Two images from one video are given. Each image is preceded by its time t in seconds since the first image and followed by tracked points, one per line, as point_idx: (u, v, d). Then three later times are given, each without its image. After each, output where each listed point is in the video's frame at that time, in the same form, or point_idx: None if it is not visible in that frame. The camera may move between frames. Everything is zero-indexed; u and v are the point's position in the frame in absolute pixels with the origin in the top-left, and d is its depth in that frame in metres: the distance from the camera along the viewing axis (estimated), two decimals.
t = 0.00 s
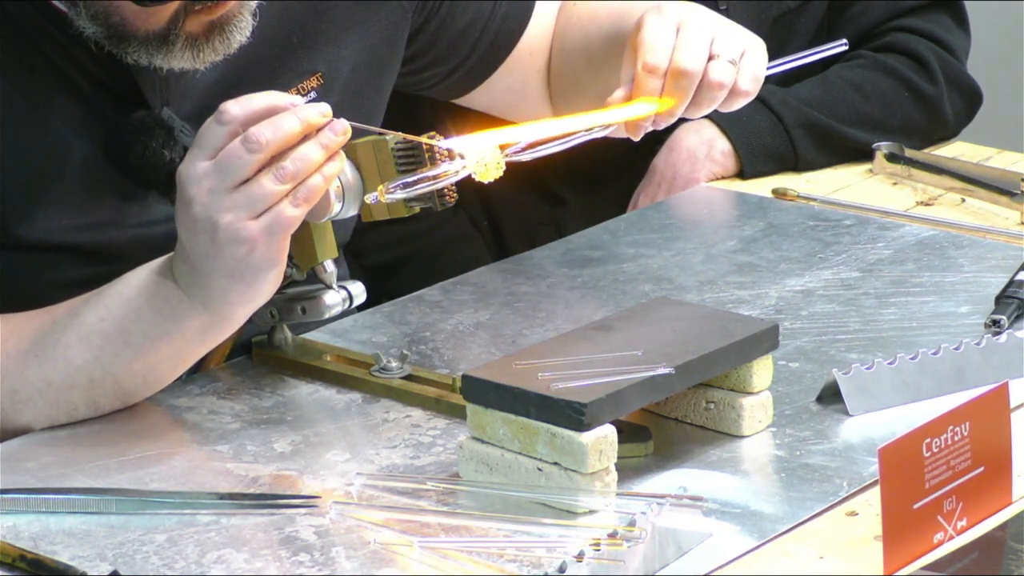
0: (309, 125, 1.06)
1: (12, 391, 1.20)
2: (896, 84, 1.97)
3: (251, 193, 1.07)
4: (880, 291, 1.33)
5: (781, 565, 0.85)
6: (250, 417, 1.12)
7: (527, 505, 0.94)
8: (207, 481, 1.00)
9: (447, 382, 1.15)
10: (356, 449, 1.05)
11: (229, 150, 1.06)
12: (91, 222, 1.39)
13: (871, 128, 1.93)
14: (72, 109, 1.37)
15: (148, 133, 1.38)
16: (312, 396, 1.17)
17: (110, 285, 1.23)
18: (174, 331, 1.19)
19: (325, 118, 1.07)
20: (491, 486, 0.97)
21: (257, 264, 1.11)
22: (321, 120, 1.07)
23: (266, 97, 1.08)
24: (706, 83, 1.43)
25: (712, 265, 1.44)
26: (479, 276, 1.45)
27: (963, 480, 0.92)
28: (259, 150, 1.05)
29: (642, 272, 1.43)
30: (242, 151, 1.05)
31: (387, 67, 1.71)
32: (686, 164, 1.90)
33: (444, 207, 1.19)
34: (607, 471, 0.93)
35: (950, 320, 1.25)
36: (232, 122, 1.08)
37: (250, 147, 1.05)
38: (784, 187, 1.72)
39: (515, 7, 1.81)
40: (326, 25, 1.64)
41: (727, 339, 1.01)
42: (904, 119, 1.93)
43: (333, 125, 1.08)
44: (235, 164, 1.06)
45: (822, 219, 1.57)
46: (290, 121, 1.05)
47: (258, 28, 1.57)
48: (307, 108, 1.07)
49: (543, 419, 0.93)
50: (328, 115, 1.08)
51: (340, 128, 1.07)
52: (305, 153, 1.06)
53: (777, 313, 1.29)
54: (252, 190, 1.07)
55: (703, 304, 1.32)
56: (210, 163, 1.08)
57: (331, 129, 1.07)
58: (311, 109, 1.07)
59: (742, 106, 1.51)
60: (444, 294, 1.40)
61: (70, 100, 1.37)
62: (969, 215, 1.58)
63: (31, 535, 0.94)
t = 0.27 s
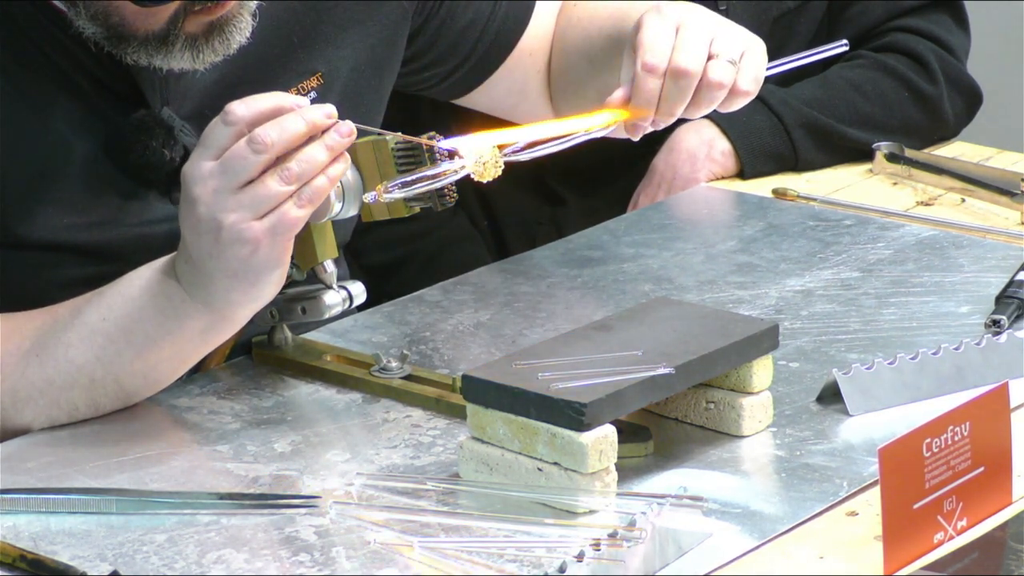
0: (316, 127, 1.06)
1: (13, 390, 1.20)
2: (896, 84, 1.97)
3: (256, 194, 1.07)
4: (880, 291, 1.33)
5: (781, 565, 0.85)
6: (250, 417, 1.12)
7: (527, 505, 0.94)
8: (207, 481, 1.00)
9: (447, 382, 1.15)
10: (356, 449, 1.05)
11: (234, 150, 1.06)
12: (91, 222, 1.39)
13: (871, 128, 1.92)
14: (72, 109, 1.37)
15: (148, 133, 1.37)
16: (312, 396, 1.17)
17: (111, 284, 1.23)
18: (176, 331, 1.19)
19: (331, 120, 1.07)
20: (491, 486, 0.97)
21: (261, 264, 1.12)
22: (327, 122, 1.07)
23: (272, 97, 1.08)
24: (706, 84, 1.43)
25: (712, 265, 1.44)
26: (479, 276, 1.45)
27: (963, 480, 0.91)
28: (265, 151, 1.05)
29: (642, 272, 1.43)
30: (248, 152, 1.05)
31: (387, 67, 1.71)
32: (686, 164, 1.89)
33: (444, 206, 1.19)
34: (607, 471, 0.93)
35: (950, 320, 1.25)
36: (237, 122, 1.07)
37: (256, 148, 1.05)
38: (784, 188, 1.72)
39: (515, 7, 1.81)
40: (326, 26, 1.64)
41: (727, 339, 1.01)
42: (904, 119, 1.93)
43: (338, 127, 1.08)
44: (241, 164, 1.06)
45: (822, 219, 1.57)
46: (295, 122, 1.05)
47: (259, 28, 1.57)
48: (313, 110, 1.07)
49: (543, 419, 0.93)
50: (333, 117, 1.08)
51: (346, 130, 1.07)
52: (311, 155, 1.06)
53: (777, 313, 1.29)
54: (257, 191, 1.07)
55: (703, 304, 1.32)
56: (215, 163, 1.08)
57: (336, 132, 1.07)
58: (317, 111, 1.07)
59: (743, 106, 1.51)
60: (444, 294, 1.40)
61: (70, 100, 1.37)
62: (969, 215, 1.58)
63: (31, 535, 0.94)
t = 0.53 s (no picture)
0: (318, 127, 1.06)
1: (14, 390, 1.20)
2: (896, 84, 1.97)
3: (258, 194, 1.07)
4: (880, 291, 1.33)
5: (781, 565, 0.85)
6: (250, 417, 1.12)
7: (527, 505, 0.94)
8: (207, 481, 1.00)
9: (447, 382, 1.15)
10: (356, 449, 1.05)
11: (236, 150, 1.06)
12: (91, 222, 1.40)
13: (871, 128, 1.92)
14: (72, 109, 1.37)
15: (148, 132, 1.36)
16: (312, 396, 1.17)
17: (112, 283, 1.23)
18: (176, 330, 1.19)
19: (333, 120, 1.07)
20: (491, 486, 0.97)
21: (262, 264, 1.12)
22: (329, 122, 1.07)
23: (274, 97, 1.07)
24: (705, 82, 1.43)
25: (712, 265, 1.44)
26: (479, 276, 1.45)
27: (963, 480, 0.92)
28: (267, 151, 1.05)
29: (641, 272, 1.43)
30: (250, 153, 1.05)
31: (387, 67, 1.71)
32: (686, 164, 1.89)
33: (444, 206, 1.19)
34: (607, 471, 0.93)
35: (950, 320, 1.25)
36: (240, 122, 1.06)
37: (258, 149, 1.04)
38: (784, 188, 1.72)
39: (515, 7, 1.81)
40: (326, 26, 1.64)
41: (727, 339, 1.01)
42: (904, 119, 1.93)
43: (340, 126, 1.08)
44: (243, 165, 1.06)
45: (822, 219, 1.57)
46: (297, 122, 1.05)
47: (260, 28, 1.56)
48: (314, 110, 1.07)
49: (543, 419, 0.93)
50: (335, 116, 1.08)
51: (348, 131, 1.07)
52: (313, 155, 1.06)
53: (777, 313, 1.29)
54: (259, 191, 1.07)
55: (703, 304, 1.32)
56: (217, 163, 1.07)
57: (338, 131, 1.07)
58: (318, 111, 1.07)
59: (742, 104, 1.51)
60: (444, 294, 1.40)
61: (71, 100, 1.37)
62: (969, 215, 1.58)
63: (31, 535, 0.94)
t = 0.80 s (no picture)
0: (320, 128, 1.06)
1: (15, 391, 1.20)
2: (896, 84, 1.97)
3: (260, 195, 1.07)
4: (880, 291, 1.33)
5: (781, 565, 0.85)
6: (250, 418, 1.12)
7: (527, 506, 0.94)
8: (207, 481, 1.00)
9: (447, 382, 1.15)
10: (356, 449, 1.05)
11: (238, 151, 1.05)
12: (92, 222, 1.40)
13: (871, 128, 1.92)
14: (73, 108, 1.36)
15: (150, 132, 1.36)
16: (311, 396, 1.17)
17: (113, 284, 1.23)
18: (176, 330, 1.19)
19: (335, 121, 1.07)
20: (491, 486, 0.97)
21: (264, 264, 1.12)
22: (331, 123, 1.07)
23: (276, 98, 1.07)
24: (705, 83, 1.43)
25: (712, 265, 1.44)
26: (479, 276, 1.45)
27: (963, 480, 0.92)
28: (270, 152, 1.05)
29: (641, 272, 1.43)
30: (252, 154, 1.05)
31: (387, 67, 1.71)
32: (686, 164, 1.90)
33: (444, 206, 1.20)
34: (607, 471, 0.93)
35: (950, 320, 1.25)
36: (242, 124, 1.06)
37: (261, 150, 1.04)
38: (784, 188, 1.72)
39: (516, 7, 1.81)
40: (326, 25, 1.64)
41: (728, 339, 1.01)
42: (904, 119, 1.93)
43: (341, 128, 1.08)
44: (245, 166, 1.05)
45: (822, 219, 1.57)
46: (299, 123, 1.05)
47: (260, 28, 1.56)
48: (316, 111, 1.07)
49: (543, 419, 0.93)
50: (337, 117, 1.08)
51: (350, 131, 1.07)
52: (315, 156, 1.06)
53: (777, 313, 1.29)
54: (262, 192, 1.07)
55: (703, 304, 1.32)
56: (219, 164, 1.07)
57: (340, 132, 1.07)
58: (321, 112, 1.07)
59: (741, 104, 1.52)
60: (444, 294, 1.40)
61: (72, 100, 1.36)
62: (969, 215, 1.58)
63: (31, 535, 0.94)
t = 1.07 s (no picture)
0: (321, 130, 1.06)
1: (15, 391, 1.20)
2: (896, 84, 1.97)
3: (261, 196, 1.07)
4: (880, 291, 1.33)
5: (781, 565, 0.85)
6: (250, 417, 1.12)
7: (527, 505, 0.94)
8: (207, 481, 1.00)
9: (446, 382, 1.15)
10: (356, 449, 1.05)
11: (239, 152, 1.05)
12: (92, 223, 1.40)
13: (871, 128, 1.92)
14: (72, 108, 1.36)
15: (149, 133, 1.37)
16: (311, 396, 1.17)
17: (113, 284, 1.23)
18: (177, 330, 1.19)
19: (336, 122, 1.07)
20: (491, 486, 0.97)
21: (265, 264, 1.12)
22: (332, 124, 1.07)
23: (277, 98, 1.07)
24: (704, 84, 1.43)
25: (713, 265, 1.44)
26: (479, 276, 1.45)
27: (963, 480, 0.92)
28: (271, 153, 1.04)
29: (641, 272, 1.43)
30: (254, 156, 1.05)
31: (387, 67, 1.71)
32: (685, 164, 1.90)
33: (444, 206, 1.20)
34: (607, 471, 0.93)
35: (949, 320, 1.25)
36: (243, 125, 1.06)
37: (263, 152, 1.04)
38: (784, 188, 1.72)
39: (516, 8, 1.81)
40: (326, 26, 1.64)
41: (728, 339, 1.01)
42: (904, 119, 1.93)
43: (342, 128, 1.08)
44: (247, 167, 1.05)
45: (822, 219, 1.57)
46: (301, 124, 1.05)
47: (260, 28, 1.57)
48: (318, 111, 1.07)
49: (543, 419, 0.93)
50: (339, 118, 1.08)
51: (351, 133, 1.07)
52: (317, 158, 1.06)
53: (777, 313, 1.29)
54: (263, 194, 1.07)
55: (703, 304, 1.32)
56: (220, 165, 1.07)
57: (341, 133, 1.07)
58: (322, 114, 1.07)
59: (740, 106, 1.52)
60: (444, 294, 1.40)
61: (71, 100, 1.36)
62: (969, 215, 1.58)
63: (31, 535, 0.94)
